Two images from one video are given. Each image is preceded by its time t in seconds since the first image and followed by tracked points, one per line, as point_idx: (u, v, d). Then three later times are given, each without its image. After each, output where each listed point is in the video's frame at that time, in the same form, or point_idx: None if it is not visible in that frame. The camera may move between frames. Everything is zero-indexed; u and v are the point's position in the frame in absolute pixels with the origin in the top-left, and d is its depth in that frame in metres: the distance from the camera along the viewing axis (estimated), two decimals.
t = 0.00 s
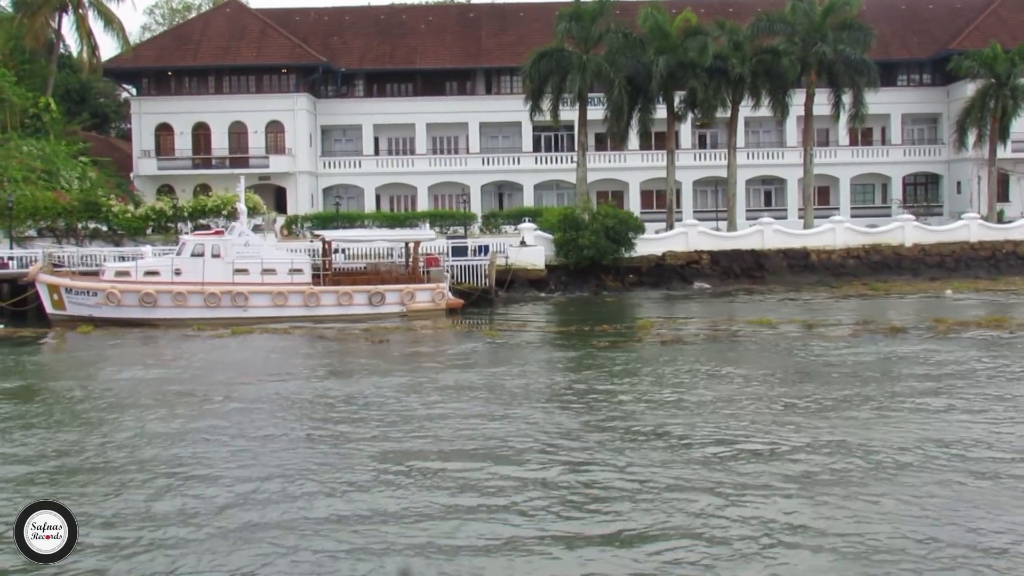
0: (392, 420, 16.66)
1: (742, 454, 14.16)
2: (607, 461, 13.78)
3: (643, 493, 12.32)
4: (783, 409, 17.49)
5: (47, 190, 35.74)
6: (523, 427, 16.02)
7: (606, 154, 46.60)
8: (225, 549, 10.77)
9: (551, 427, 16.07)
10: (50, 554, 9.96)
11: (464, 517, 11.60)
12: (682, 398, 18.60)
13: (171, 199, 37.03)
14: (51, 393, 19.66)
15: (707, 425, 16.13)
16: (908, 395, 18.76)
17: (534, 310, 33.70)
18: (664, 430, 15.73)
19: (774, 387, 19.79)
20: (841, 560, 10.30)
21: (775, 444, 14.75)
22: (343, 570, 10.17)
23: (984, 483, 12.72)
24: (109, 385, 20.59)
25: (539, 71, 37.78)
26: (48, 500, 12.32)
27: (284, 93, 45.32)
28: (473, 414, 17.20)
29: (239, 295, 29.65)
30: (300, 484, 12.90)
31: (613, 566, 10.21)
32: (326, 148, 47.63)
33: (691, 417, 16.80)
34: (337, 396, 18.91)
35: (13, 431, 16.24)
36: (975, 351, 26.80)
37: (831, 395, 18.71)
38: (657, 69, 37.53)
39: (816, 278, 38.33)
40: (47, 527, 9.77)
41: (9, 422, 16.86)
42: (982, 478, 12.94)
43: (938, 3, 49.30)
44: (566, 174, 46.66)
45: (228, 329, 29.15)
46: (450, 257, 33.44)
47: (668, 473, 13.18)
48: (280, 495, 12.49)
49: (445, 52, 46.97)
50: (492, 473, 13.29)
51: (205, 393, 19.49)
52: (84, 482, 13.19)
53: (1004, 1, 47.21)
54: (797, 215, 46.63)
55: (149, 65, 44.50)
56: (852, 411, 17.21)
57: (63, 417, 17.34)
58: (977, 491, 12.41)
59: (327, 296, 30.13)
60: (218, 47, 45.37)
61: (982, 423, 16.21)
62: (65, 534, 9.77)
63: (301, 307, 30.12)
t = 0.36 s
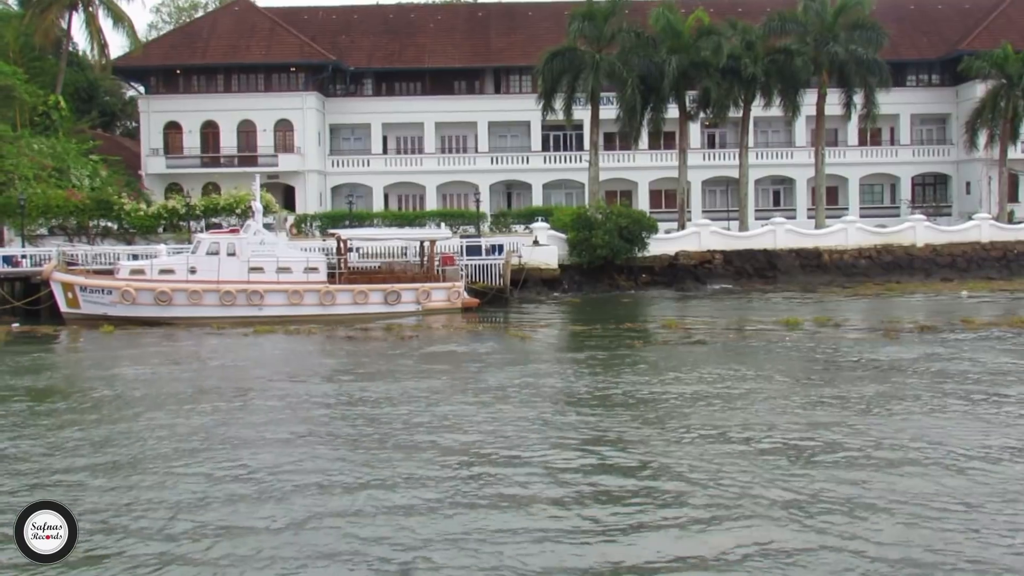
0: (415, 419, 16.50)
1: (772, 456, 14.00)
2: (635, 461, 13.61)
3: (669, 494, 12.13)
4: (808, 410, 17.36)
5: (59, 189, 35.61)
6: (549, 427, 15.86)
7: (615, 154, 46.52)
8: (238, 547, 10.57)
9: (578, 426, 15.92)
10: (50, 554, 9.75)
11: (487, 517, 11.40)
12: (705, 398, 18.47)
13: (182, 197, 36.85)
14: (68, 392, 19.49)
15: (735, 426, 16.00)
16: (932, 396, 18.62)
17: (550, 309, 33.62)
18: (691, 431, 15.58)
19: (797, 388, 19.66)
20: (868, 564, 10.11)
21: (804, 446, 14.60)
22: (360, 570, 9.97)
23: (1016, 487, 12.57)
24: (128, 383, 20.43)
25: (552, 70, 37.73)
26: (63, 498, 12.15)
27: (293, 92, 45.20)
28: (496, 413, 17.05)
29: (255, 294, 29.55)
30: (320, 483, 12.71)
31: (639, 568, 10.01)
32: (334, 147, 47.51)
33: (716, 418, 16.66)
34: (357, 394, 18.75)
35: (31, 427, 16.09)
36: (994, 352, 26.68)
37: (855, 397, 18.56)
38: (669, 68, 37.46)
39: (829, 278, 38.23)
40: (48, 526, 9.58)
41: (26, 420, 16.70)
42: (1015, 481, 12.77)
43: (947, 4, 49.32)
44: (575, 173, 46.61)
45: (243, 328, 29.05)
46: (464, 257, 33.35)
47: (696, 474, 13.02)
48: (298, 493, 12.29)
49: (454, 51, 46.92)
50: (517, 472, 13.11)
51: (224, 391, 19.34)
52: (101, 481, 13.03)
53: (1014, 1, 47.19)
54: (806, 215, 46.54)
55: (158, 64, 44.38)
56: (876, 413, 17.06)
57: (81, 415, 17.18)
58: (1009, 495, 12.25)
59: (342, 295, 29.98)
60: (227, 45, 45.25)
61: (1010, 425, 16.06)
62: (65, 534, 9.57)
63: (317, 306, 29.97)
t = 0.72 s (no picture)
0: (438, 416, 16.29)
1: (802, 455, 13.78)
2: (665, 460, 13.40)
3: (696, 493, 11.90)
4: (834, 409, 17.16)
5: (71, 188, 35.42)
6: (575, 425, 15.66)
7: (624, 152, 46.39)
8: (251, 549, 10.34)
9: (605, 424, 15.71)
10: (51, 554, 9.52)
11: (511, 516, 11.15)
12: (730, 397, 18.29)
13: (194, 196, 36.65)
14: (85, 389, 19.29)
15: (764, 425, 15.81)
16: (959, 395, 18.41)
17: (565, 309, 33.51)
18: (721, 428, 15.43)
19: (821, 387, 19.46)
20: (899, 561, 9.87)
21: (835, 445, 14.40)
22: (377, 571, 9.72)
23: None
24: (146, 382, 20.23)
25: (566, 68, 37.66)
26: (77, 497, 11.94)
27: (302, 90, 45.06)
28: (519, 410, 16.84)
29: (271, 292, 29.42)
30: (340, 482, 12.47)
31: (665, 566, 9.77)
32: (343, 145, 47.35)
33: (742, 417, 16.46)
34: (379, 392, 18.56)
35: (49, 424, 15.91)
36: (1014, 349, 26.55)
37: (880, 396, 18.36)
38: (683, 66, 37.36)
39: (842, 276, 38.11)
40: (47, 527, 9.34)
41: (46, 416, 16.51)
42: None
43: (956, 2, 49.30)
44: (584, 172, 46.52)
45: (259, 326, 28.90)
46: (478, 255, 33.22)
47: (726, 473, 12.79)
48: (316, 493, 12.06)
49: (463, 49, 46.83)
50: (543, 470, 12.89)
51: (244, 389, 19.16)
52: (118, 477, 12.82)
53: None
54: (816, 214, 46.43)
55: (167, 62, 44.25)
56: (902, 412, 16.85)
57: (100, 411, 17.00)
58: None
59: (358, 293, 29.86)
60: (236, 43, 45.10)
61: None
62: (65, 534, 9.34)
63: (333, 304, 29.84)
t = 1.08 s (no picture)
0: (465, 413, 16.23)
1: (827, 452, 13.70)
2: (689, 458, 13.33)
3: (718, 490, 11.84)
4: (854, 406, 17.08)
5: (85, 186, 35.35)
6: (600, 422, 15.59)
7: (635, 149, 46.31)
8: (261, 548, 10.28)
9: (633, 421, 15.65)
10: (51, 554, 9.50)
11: (534, 514, 11.09)
12: (751, 394, 18.24)
13: (207, 194, 36.57)
14: (107, 386, 19.28)
15: (790, 422, 15.73)
16: (981, 392, 18.29)
17: (582, 306, 33.46)
18: (752, 426, 15.36)
19: (844, 384, 19.39)
20: (911, 559, 9.78)
21: (861, 441, 14.31)
22: (387, 571, 9.65)
23: None
24: (169, 379, 20.22)
25: (579, 65, 37.52)
26: (98, 497, 11.90)
27: (311, 88, 44.93)
28: (542, 408, 16.76)
29: (289, 290, 29.32)
30: (356, 480, 12.40)
31: (679, 565, 9.69)
32: (352, 144, 47.26)
33: (766, 414, 16.39)
34: (402, 389, 18.50)
35: (75, 421, 15.92)
36: None
37: (902, 394, 18.26)
38: (696, 63, 37.25)
39: (856, 274, 38.06)
40: (47, 527, 9.32)
41: (69, 414, 16.52)
42: None
43: None
44: (594, 170, 46.46)
45: (277, 325, 28.80)
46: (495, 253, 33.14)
47: (748, 471, 12.71)
48: (332, 492, 11.99)
49: (473, 47, 46.74)
50: (564, 469, 12.80)
51: (267, 385, 19.12)
52: (136, 476, 12.81)
53: None
54: (826, 211, 46.39)
55: (176, 60, 44.14)
56: (922, 410, 16.76)
57: (124, 408, 16.99)
58: None
59: (376, 290, 29.81)
60: (246, 41, 44.95)
61: None
62: (65, 534, 9.32)
63: (350, 301, 29.77)
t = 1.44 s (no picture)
0: (492, 411, 16.14)
1: (856, 450, 13.59)
2: (721, 456, 13.20)
3: (750, 489, 11.76)
4: (880, 403, 16.97)
5: (98, 185, 35.22)
6: (628, 420, 15.49)
7: (646, 147, 46.20)
8: (272, 546, 10.20)
9: (664, 418, 15.56)
10: (51, 554, 9.45)
11: (565, 513, 11.01)
12: (777, 392, 18.13)
13: (221, 192, 36.39)
14: (132, 383, 19.22)
15: (820, 420, 15.62)
16: (1008, 388, 18.19)
17: (600, 304, 33.36)
18: (784, 423, 15.28)
19: (869, 380, 19.28)
20: (931, 559, 9.68)
21: (890, 437, 14.20)
22: (401, 572, 9.55)
23: None
24: (194, 377, 20.11)
25: (593, 62, 37.34)
26: (119, 495, 11.83)
27: (321, 86, 44.78)
28: (570, 405, 16.64)
29: (307, 288, 29.13)
30: (377, 479, 12.28)
31: (696, 565, 9.59)
32: (361, 142, 47.13)
33: (791, 411, 16.27)
34: (431, 386, 18.39)
35: (101, 418, 15.83)
36: None
37: (930, 390, 18.11)
38: (711, 60, 37.10)
39: (870, 271, 37.96)
40: (47, 527, 9.27)
41: (93, 410, 16.44)
42: None
43: None
44: (604, 167, 46.36)
45: (296, 323, 28.64)
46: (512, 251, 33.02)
47: (776, 469, 12.61)
48: (350, 489, 11.90)
49: (483, 44, 46.60)
50: (591, 468, 12.69)
51: (295, 383, 19.03)
52: (154, 473, 12.74)
53: None
54: (837, 208, 46.28)
55: (185, 58, 43.97)
56: (946, 407, 16.63)
57: (152, 405, 16.90)
58: None
59: (394, 287, 29.69)
60: (256, 39, 44.78)
61: None
62: (65, 534, 9.26)
63: (369, 299, 29.64)
